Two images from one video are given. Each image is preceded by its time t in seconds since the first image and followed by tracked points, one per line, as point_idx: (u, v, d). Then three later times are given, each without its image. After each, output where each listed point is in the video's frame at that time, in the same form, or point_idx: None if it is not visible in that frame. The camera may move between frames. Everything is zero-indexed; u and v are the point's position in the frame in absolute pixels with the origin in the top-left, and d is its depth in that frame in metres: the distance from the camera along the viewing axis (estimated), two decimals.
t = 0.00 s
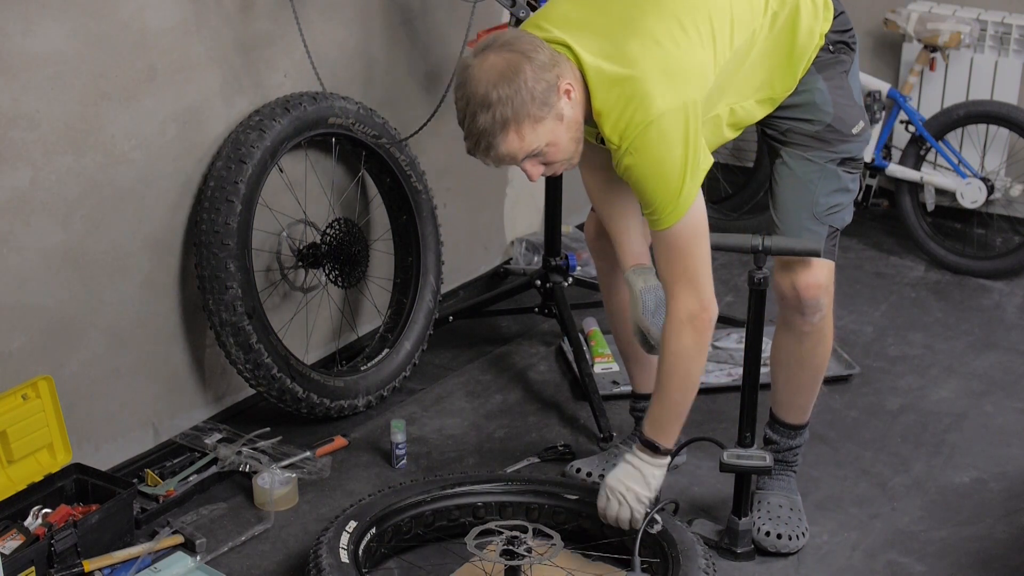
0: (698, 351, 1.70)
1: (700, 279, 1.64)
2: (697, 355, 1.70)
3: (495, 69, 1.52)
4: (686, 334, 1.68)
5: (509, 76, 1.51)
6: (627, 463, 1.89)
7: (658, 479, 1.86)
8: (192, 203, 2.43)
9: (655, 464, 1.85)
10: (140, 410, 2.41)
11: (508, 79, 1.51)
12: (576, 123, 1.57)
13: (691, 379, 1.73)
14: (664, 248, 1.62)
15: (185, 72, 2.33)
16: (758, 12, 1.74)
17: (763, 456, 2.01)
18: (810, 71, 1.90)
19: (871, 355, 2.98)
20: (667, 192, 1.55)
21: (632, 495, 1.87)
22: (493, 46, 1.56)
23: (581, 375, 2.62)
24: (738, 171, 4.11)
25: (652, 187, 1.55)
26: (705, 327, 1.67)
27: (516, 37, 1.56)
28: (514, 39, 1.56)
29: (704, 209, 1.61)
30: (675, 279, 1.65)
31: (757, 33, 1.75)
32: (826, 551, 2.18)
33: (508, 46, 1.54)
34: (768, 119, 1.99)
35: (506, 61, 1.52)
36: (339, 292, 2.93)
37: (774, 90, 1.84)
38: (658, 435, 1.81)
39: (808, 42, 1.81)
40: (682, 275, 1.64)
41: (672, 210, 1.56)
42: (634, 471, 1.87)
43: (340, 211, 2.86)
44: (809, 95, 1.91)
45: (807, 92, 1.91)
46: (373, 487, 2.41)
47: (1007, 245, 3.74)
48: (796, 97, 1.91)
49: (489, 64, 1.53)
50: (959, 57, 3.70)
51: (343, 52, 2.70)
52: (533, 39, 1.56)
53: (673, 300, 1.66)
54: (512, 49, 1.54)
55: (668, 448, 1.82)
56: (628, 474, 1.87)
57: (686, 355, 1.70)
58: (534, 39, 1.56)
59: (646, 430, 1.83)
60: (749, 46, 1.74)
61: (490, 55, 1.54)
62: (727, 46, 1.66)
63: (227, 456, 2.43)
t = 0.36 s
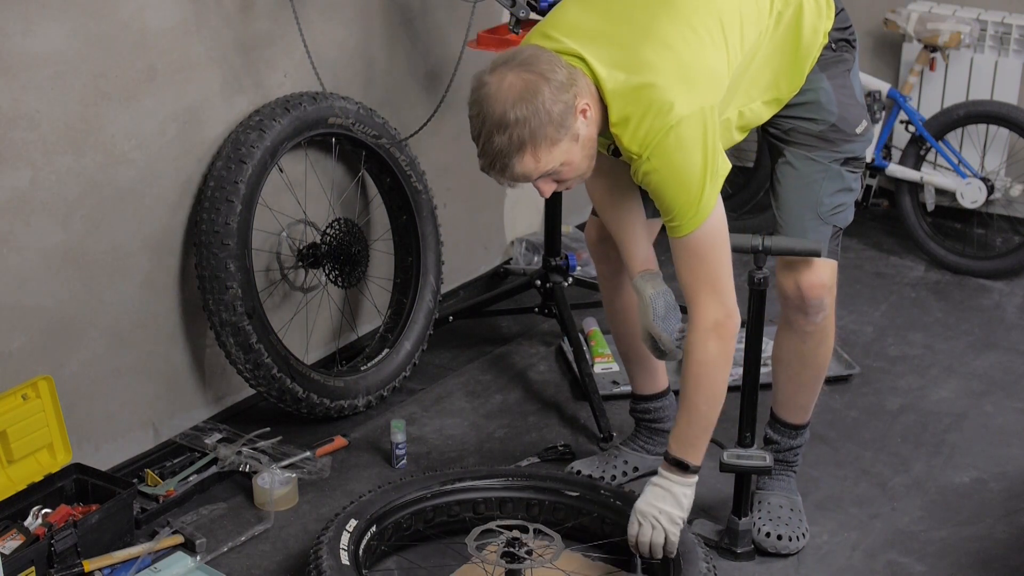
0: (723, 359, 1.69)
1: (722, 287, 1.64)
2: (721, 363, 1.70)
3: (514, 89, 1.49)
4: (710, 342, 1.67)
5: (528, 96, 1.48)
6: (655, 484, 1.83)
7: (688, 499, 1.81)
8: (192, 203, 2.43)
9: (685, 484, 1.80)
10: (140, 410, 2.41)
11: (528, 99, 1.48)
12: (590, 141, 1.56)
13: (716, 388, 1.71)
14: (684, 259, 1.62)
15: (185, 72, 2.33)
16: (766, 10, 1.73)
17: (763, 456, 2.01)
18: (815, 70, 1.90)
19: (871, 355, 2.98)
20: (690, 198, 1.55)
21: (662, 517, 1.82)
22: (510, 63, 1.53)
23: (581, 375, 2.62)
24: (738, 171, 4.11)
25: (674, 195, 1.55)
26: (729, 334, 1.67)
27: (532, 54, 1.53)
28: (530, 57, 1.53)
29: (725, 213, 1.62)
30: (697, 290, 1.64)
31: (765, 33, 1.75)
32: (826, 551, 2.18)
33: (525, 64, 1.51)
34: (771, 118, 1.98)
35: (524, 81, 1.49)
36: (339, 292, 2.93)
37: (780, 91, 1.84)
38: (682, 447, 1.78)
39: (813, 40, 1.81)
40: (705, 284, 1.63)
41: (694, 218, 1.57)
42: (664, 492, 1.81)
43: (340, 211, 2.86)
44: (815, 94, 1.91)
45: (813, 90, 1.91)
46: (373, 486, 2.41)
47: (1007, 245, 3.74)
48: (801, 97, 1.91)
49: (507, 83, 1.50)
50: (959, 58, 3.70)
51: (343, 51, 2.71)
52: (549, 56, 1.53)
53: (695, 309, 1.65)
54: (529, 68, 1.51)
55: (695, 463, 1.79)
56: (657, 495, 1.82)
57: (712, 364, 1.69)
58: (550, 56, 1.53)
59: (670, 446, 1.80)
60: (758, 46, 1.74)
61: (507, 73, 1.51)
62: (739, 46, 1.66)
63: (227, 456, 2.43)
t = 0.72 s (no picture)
0: (726, 314, 1.64)
1: (730, 241, 1.59)
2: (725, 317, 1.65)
3: (516, 51, 1.47)
4: (716, 298, 1.62)
5: (530, 57, 1.46)
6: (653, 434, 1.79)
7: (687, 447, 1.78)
8: (192, 203, 2.43)
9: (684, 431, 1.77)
10: (140, 410, 2.41)
11: (531, 61, 1.45)
12: (595, 104, 1.52)
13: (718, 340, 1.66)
14: (691, 212, 1.57)
15: (185, 71, 2.33)
16: None
17: (763, 456, 2.02)
18: (818, 65, 1.91)
19: (871, 355, 2.98)
20: (705, 148, 1.50)
21: (665, 468, 1.77)
22: (513, 25, 1.50)
23: (581, 376, 2.62)
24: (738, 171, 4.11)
25: (689, 146, 1.50)
26: (735, 289, 1.62)
27: (536, 16, 1.51)
28: (534, 19, 1.50)
29: (738, 168, 1.56)
30: (704, 244, 1.59)
31: None
32: (826, 551, 2.18)
33: (529, 26, 1.49)
34: (771, 112, 1.98)
35: (526, 43, 1.47)
36: (339, 292, 2.93)
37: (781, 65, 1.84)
38: (681, 401, 1.74)
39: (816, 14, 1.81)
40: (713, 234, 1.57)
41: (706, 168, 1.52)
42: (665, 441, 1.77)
43: (340, 211, 2.86)
44: (816, 89, 1.91)
45: (816, 85, 1.91)
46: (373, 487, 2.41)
47: (1007, 245, 3.74)
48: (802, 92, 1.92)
49: (509, 44, 1.48)
50: (959, 57, 3.70)
51: (343, 51, 2.70)
52: (553, 19, 1.51)
53: (702, 260, 1.60)
54: (532, 30, 1.48)
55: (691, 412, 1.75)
56: (657, 447, 1.78)
57: (715, 318, 1.64)
58: (554, 18, 1.51)
59: (666, 396, 1.75)
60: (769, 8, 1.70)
61: (511, 35, 1.49)
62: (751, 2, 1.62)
63: (227, 456, 2.43)
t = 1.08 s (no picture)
0: (688, 314, 1.59)
1: (701, 238, 1.53)
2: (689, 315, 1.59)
3: (483, 39, 1.43)
4: (682, 296, 1.57)
5: (498, 46, 1.42)
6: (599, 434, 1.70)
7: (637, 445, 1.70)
8: (193, 203, 2.44)
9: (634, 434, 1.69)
10: (139, 410, 2.41)
11: (498, 49, 1.41)
12: (562, 96, 1.48)
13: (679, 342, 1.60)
14: (661, 207, 1.51)
15: (185, 71, 2.33)
16: None
17: (763, 456, 2.02)
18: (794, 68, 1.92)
19: (871, 355, 2.98)
20: (670, 132, 1.46)
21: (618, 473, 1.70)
22: (480, 14, 1.46)
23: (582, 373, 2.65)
24: (738, 171, 4.11)
25: (654, 131, 1.46)
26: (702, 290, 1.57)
27: (505, 4, 1.47)
28: (502, 8, 1.46)
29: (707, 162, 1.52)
30: (673, 239, 1.53)
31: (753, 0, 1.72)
32: (827, 551, 2.18)
33: (496, 16, 1.45)
34: (750, 120, 1.97)
35: (494, 31, 1.43)
36: (339, 292, 2.93)
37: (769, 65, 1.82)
38: (637, 404, 1.65)
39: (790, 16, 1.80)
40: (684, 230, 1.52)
41: (676, 159, 1.47)
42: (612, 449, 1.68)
43: (340, 211, 2.86)
44: (797, 91, 1.91)
45: (795, 87, 1.92)
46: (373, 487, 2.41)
47: (1006, 245, 3.74)
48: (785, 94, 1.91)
49: (478, 32, 1.44)
50: (959, 57, 3.70)
51: (343, 52, 2.70)
52: (521, 6, 1.47)
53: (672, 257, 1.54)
54: (500, 19, 1.44)
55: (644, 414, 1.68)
56: (610, 452, 1.68)
57: (678, 316, 1.58)
58: (522, 6, 1.47)
59: (618, 395, 1.66)
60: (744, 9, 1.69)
61: (478, 23, 1.45)
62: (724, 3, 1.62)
63: (227, 456, 2.43)
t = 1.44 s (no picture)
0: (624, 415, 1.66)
1: (640, 336, 1.63)
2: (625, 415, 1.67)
3: (465, 173, 1.49)
4: (621, 391, 1.64)
5: (480, 180, 1.48)
6: (535, 552, 1.71)
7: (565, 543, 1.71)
8: (192, 203, 2.44)
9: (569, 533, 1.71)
10: (139, 410, 2.41)
11: (482, 182, 1.48)
12: (541, 213, 1.56)
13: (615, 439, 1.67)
14: (605, 301, 1.60)
15: (185, 72, 2.33)
16: (711, 48, 1.74)
17: (763, 456, 2.02)
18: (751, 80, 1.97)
19: (871, 355, 2.98)
20: (623, 244, 1.55)
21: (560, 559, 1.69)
22: (459, 146, 1.52)
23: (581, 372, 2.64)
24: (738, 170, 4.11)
25: (607, 241, 1.55)
26: (639, 385, 1.66)
27: (481, 134, 1.53)
28: (479, 138, 1.52)
29: (652, 261, 1.61)
30: (614, 334, 1.62)
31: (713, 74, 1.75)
32: (827, 551, 2.18)
33: (474, 146, 1.51)
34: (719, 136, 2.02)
35: (475, 165, 1.49)
36: (338, 292, 2.93)
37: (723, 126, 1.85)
38: (576, 499, 1.68)
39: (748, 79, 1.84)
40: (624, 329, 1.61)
41: (621, 262, 1.56)
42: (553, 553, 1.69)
43: (340, 211, 2.86)
44: (763, 99, 1.96)
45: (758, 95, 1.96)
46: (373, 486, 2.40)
47: (1006, 245, 3.74)
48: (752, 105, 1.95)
49: (458, 167, 1.50)
50: (959, 57, 3.70)
51: (343, 52, 2.70)
52: (497, 133, 1.53)
53: (611, 355, 1.63)
54: (479, 150, 1.50)
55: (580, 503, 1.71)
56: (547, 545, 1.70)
57: (615, 415, 1.66)
58: (497, 133, 1.53)
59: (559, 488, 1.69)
60: (703, 85, 1.73)
61: (459, 156, 1.51)
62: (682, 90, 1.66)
63: (227, 456, 2.42)
